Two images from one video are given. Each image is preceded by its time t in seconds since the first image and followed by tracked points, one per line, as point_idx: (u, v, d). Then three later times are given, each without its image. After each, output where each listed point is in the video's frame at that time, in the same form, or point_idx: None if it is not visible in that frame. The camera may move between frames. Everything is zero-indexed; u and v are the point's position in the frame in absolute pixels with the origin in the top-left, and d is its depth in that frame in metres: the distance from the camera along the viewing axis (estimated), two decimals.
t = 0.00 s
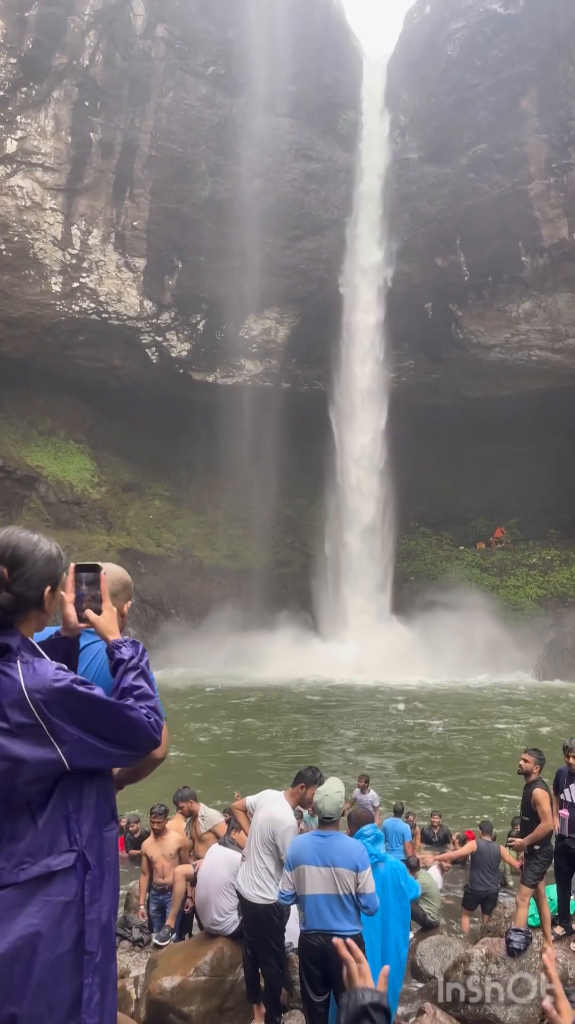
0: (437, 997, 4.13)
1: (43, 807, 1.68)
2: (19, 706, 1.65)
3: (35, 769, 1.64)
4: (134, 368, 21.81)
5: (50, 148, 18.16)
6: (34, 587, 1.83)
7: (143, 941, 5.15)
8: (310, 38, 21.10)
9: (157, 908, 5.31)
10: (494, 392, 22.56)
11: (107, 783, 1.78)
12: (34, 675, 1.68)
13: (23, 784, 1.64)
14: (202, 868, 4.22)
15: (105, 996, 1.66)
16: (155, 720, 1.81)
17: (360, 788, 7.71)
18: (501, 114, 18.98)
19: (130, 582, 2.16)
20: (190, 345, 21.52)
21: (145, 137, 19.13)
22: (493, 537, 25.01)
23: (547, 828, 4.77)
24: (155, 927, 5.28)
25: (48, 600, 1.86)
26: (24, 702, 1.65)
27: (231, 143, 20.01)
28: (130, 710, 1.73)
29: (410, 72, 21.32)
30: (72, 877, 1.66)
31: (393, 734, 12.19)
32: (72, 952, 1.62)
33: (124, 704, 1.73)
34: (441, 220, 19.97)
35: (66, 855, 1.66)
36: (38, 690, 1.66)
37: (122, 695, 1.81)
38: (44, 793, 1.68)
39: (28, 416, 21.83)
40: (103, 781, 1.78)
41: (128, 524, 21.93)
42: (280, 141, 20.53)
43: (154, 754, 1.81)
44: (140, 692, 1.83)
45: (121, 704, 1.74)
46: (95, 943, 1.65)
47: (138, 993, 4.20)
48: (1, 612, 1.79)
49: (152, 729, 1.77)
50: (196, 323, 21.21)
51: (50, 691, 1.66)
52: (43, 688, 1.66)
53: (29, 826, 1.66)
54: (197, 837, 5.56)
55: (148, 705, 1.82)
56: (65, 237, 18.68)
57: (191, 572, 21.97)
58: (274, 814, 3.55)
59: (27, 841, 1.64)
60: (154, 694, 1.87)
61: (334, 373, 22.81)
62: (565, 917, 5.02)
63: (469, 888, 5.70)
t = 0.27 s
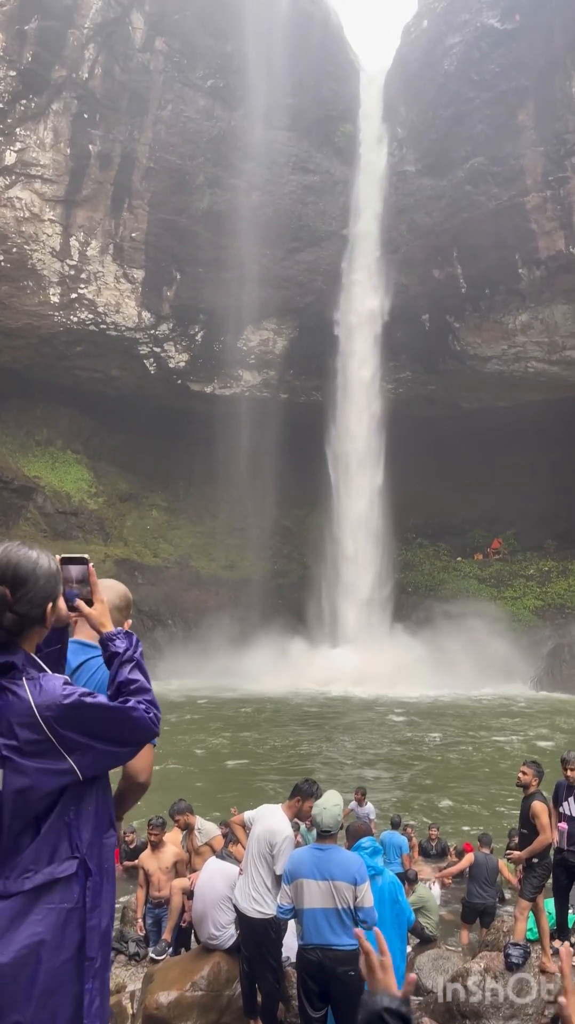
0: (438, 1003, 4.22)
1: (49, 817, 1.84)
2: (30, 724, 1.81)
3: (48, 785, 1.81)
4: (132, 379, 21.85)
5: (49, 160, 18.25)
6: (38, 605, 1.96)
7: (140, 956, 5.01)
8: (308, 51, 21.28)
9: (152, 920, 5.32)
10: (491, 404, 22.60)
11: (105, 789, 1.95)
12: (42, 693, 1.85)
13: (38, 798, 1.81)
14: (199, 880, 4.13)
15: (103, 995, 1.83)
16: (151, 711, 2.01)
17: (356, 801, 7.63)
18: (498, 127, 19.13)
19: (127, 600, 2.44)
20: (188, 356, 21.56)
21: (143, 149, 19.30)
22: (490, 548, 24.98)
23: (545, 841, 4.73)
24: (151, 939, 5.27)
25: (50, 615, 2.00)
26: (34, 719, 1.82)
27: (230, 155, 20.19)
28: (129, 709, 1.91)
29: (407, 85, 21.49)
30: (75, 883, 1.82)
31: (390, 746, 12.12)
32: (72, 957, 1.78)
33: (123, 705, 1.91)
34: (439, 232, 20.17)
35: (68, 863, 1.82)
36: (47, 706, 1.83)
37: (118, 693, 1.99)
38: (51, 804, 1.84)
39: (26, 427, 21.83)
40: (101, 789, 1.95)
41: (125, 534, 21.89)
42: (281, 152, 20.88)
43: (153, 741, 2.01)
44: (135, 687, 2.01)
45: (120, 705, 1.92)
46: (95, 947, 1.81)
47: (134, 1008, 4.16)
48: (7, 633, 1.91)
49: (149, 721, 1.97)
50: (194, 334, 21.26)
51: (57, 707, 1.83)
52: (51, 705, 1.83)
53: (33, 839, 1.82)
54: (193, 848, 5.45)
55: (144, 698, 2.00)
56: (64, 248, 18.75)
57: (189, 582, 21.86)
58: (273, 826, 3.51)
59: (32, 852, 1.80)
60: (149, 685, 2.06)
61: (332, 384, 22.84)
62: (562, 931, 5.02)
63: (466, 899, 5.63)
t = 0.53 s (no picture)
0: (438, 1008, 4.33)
1: (49, 830, 1.82)
2: (33, 740, 1.80)
3: (52, 800, 1.80)
4: (130, 389, 21.89)
5: (48, 171, 18.32)
6: (40, 623, 1.93)
7: (136, 969, 4.98)
8: (306, 65, 21.45)
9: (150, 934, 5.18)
10: (488, 414, 22.67)
11: (102, 800, 1.94)
12: (44, 709, 1.83)
13: (41, 814, 1.79)
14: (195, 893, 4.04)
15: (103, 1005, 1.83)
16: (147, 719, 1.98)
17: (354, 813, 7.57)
18: (495, 140, 19.31)
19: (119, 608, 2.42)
20: (186, 367, 21.62)
21: (142, 161, 19.44)
22: (488, 559, 24.98)
23: (543, 854, 4.66)
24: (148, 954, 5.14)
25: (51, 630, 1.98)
26: (37, 736, 1.80)
27: (229, 168, 20.36)
28: (127, 721, 1.89)
29: (404, 98, 21.67)
30: (73, 896, 1.81)
31: (387, 758, 12.04)
32: (71, 970, 1.76)
33: (120, 718, 1.88)
34: (436, 244, 20.36)
35: (67, 877, 1.81)
36: (50, 723, 1.81)
37: (113, 702, 1.97)
38: (51, 818, 1.82)
39: (24, 437, 21.82)
40: (99, 801, 1.94)
41: (122, 545, 21.85)
42: (279, 165, 21.06)
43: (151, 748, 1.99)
44: (130, 696, 1.98)
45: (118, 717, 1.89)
46: (96, 960, 1.81)
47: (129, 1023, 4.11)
48: (9, 651, 1.89)
49: (145, 732, 1.94)
50: (192, 345, 21.32)
51: (60, 723, 1.81)
52: (54, 720, 1.81)
53: (32, 852, 1.80)
54: (189, 861, 5.47)
55: (139, 709, 1.97)
56: (62, 259, 18.79)
57: (186, 593, 21.77)
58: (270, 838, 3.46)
59: (32, 865, 1.78)
60: (143, 694, 2.02)
61: (329, 394, 22.89)
62: (560, 945, 4.96)
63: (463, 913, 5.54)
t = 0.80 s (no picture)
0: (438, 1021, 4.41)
1: (48, 844, 1.80)
2: (32, 755, 1.77)
3: (52, 814, 1.78)
4: (128, 399, 21.94)
5: (47, 182, 18.37)
6: (40, 636, 1.92)
7: (132, 983, 4.96)
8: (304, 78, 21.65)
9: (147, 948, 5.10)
10: (485, 424, 22.71)
11: (99, 813, 1.92)
12: (43, 723, 1.81)
13: (39, 829, 1.76)
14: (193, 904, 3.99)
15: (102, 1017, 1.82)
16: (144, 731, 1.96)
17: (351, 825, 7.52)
18: (492, 151, 19.47)
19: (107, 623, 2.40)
20: (184, 377, 21.67)
21: (140, 172, 19.56)
22: (486, 569, 24.95)
23: (542, 866, 4.63)
24: (145, 968, 5.09)
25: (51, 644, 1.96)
26: (35, 750, 1.78)
27: (228, 180, 20.54)
28: (124, 733, 1.87)
29: (401, 110, 21.84)
30: (71, 912, 1.78)
31: (386, 768, 11.97)
32: (69, 985, 1.74)
33: (117, 731, 1.86)
34: (434, 254, 20.51)
35: (64, 891, 1.78)
36: (49, 738, 1.79)
37: (110, 714, 1.95)
38: (50, 832, 1.80)
39: (22, 446, 21.82)
40: (96, 813, 1.92)
41: (120, 554, 21.80)
42: (277, 176, 21.22)
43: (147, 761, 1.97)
44: (127, 707, 1.97)
45: (115, 729, 1.88)
46: (95, 974, 1.80)
47: None
48: (9, 666, 1.87)
49: (142, 744, 1.93)
50: (190, 356, 21.38)
51: (59, 738, 1.79)
52: (53, 735, 1.79)
53: (30, 866, 1.77)
54: (186, 872, 5.48)
55: (135, 720, 1.96)
56: (61, 269, 18.83)
57: (183, 603, 21.65)
58: (268, 849, 3.41)
59: (30, 879, 1.75)
60: (140, 705, 2.01)
61: (327, 404, 22.93)
62: (555, 958, 4.92)
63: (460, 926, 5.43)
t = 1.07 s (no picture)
0: None
1: (46, 855, 1.77)
2: (31, 766, 1.75)
3: (50, 825, 1.76)
4: (127, 408, 21.97)
5: (46, 191, 18.43)
6: (40, 645, 1.90)
7: (130, 994, 4.92)
8: (302, 88, 21.78)
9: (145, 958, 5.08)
10: (484, 433, 22.77)
11: (98, 824, 1.90)
12: (42, 734, 1.79)
13: (38, 840, 1.74)
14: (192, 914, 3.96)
15: None
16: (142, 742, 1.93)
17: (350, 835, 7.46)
18: (490, 161, 19.62)
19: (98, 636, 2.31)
20: (183, 385, 21.71)
21: (140, 182, 19.65)
22: (484, 577, 24.94)
23: (542, 877, 4.59)
24: (143, 978, 5.06)
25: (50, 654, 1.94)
26: (35, 761, 1.76)
27: (227, 190, 20.63)
28: (123, 743, 1.85)
29: (399, 120, 21.96)
30: (70, 923, 1.76)
31: (385, 777, 11.90)
32: (68, 998, 1.71)
33: (116, 741, 1.84)
34: (431, 264, 20.61)
35: (63, 903, 1.76)
36: (48, 749, 1.77)
37: (109, 724, 1.93)
38: (49, 843, 1.78)
39: (20, 455, 21.82)
40: (95, 824, 1.90)
41: (118, 563, 21.76)
42: (276, 186, 21.33)
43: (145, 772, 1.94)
44: (126, 718, 1.95)
45: (114, 740, 1.85)
46: (95, 987, 1.77)
47: None
48: (8, 676, 1.85)
49: (141, 754, 1.90)
50: (189, 364, 21.43)
51: (58, 749, 1.77)
52: (52, 746, 1.77)
53: (28, 877, 1.75)
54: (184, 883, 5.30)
55: (134, 730, 1.94)
56: (60, 278, 18.89)
57: (182, 611, 21.60)
58: (268, 860, 3.38)
59: (28, 891, 1.73)
60: (138, 716, 1.99)
61: (325, 413, 22.97)
62: (554, 969, 4.89)
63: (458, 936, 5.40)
